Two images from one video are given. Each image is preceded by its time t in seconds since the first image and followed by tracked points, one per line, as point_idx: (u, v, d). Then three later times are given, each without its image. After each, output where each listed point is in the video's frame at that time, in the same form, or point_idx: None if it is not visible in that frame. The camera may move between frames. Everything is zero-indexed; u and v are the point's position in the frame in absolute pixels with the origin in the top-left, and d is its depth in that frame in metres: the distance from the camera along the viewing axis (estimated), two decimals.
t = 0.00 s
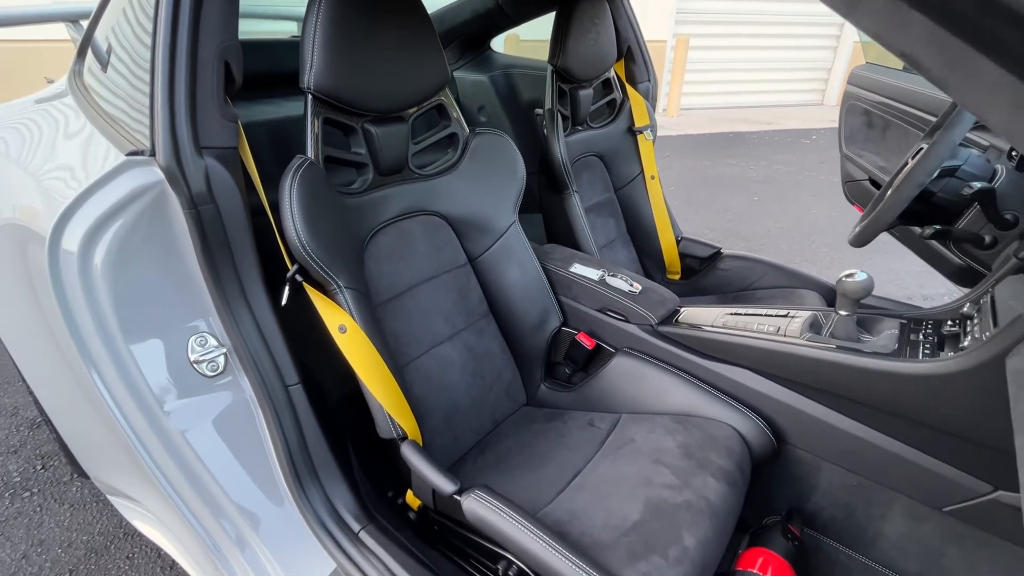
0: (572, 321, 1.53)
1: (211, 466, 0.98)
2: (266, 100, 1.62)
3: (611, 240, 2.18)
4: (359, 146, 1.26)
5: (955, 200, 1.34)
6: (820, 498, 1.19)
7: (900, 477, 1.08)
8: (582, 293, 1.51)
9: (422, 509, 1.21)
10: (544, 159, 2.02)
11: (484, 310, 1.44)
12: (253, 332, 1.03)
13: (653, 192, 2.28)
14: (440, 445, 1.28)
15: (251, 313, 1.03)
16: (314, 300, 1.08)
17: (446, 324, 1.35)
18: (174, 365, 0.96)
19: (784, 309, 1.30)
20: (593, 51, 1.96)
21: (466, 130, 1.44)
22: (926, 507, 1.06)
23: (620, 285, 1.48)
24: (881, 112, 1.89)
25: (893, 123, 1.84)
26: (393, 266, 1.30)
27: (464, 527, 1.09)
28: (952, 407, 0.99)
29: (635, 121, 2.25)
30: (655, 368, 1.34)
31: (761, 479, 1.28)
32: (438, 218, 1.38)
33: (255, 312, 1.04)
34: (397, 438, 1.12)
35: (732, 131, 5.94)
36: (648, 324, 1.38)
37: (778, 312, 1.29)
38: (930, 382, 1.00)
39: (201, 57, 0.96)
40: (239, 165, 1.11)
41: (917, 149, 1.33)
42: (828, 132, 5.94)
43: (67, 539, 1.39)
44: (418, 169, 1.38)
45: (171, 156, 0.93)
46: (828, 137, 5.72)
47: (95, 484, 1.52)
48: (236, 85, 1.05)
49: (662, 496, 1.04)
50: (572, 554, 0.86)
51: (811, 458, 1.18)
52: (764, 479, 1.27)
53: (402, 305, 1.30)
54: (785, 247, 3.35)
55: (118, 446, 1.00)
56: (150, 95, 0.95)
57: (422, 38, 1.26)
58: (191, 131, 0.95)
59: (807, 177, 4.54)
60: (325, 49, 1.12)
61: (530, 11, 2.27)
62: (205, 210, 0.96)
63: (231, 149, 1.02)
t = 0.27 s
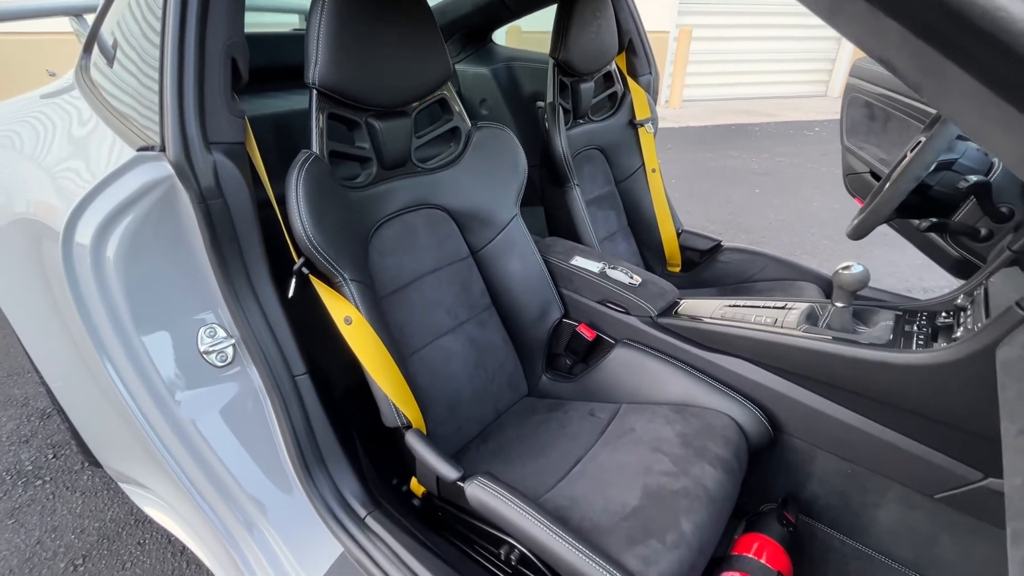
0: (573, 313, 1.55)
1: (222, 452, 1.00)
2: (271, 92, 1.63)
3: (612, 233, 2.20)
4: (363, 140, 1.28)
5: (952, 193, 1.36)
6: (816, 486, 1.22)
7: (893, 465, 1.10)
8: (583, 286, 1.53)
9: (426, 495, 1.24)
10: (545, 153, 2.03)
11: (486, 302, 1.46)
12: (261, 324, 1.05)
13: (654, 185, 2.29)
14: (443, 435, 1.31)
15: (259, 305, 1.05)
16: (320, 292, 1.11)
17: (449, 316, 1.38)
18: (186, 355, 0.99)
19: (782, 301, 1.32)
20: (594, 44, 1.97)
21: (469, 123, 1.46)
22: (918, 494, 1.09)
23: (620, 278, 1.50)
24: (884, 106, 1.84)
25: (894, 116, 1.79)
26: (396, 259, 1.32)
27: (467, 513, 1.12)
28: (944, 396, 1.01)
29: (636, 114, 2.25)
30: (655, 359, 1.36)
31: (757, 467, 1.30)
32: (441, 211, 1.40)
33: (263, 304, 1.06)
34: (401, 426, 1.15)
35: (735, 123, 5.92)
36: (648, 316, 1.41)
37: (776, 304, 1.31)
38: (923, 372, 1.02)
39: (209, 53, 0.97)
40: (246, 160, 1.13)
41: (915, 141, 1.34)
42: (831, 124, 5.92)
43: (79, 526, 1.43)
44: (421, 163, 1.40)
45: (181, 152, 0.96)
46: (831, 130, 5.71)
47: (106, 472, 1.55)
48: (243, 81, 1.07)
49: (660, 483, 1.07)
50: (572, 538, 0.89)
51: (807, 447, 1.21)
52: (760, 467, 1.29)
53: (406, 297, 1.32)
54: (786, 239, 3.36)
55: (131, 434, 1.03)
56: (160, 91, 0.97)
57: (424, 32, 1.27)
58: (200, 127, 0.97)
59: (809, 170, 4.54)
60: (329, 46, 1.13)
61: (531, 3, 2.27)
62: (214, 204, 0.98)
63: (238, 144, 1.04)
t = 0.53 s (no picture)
0: (575, 305, 1.57)
1: (233, 440, 1.03)
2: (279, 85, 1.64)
3: (614, 226, 2.22)
4: (368, 134, 1.30)
5: (952, 184, 1.39)
6: (813, 474, 1.24)
7: (890, 454, 1.12)
8: (585, 278, 1.55)
9: (431, 483, 1.27)
10: (548, 145, 2.04)
11: (490, 294, 1.48)
12: (270, 315, 1.07)
13: (656, 177, 2.30)
14: (448, 424, 1.33)
15: (268, 297, 1.07)
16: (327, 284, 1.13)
17: (453, 307, 1.40)
18: (197, 346, 1.01)
19: (781, 293, 1.33)
20: (597, 36, 1.97)
21: (472, 117, 1.47)
22: (913, 482, 1.11)
23: (622, 270, 1.51)
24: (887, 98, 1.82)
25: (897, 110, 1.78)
26: (401, 252, 1.34)
27: (472, 500, 1.15)
28: (940, 386, 1.03)
29: (638, 106, 2.26)
30: (656, 350, 1.38)
31: (756, 456, 1.32)
32: (445, 204, 1.42)
33: (272, 296, 1.08)
34: (407, 415, 1.17)
35: (738, 114, 5.91)
36: (649, 308, 1.42)
37: (775, 296, 1.33)
38: (920, 362, 1.04)
39: (217, 50, 0.99)
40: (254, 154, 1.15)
41: (915, 133, 1.34)
42: (834, 115, 5.90)
43: (93, 513, 1.46)
44: (425, 156, 1.42)
45: (192, 147, 0.97)
46: (834, 121, 5.70)
47: (117, 461, 1.58)
48: (250, 76, 1.08)
49: (660, 470, 1.09)
50: (575, 524, 0.91)
51: (805, 436, 1.23)
52: (760, 455, 1.31)
53: (411, 289, 1.34)
54: (788, 231, 3.37)
55: (145, 422, 1.06)
56: (170, 87, 0.98)
57: (428, 27, 1.27)
58: (210, 122, 0.99)
59: (811, 162, 4.54)
60: (334, 41, 1.14)
61: None
62: (223, 198, 1.00)
63: (246, 139, 1.06)
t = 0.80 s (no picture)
0: (577, 295, 1.59)
1: (243, 427, 1.06)
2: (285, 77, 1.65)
3: (615, 216, 2.23)
4: (371, 127, 1.31)
5: (950, 175, 1.38)
6: (811, 460, 1.26)
7: (886, 441, 1.14)
8: (586, 268, 1.56)
9: (436, 470, 1.29)
10: (550, 137, 2.05)
11: (492, 285, 1.50)
12: (278, 305, 1.09)
13: (658, 168, 2.31)
14: (451, 412, 1.35)
15: (275, 287, 1.09)
16: (333, 275, 1.15)
17: (456, 298, 1.42)
18: (206, 336, 1.04)
19: (780, 283, 1.35)
20: (599, 26, 1.96)
21: (474, 109, 1.49)
22: (909, 468, 1.13)
23: (623, 261, 1.53)
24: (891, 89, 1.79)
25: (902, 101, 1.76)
26: (405, 243, 1.36)
27: (476, 486, 1.17)
28: (936, 374, 1.05)
29: (640, 97, 2.27)
30: (656, 339, 1.40)
31: (755, 443, 1.35)
32: (448, 196, 1.43)
33: (279, 286, 1.10)
34: (412, 404, 1.19)
35: (741, 103, 5.88)
36: (651, 298, 1.44)
37: (774, 286, 1.34)
38: (917, 351, 1.06)
39: (223, 44, 1.00)
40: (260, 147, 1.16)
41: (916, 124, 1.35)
42: (838, 105, 5.88)
43: (105, 499, 1.49)
44: (428, 148, 1.43)
45: (199, 140, 0.99)
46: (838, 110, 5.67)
47: (127, 450, 1.61)
48: (255, 69, 1.10)
49: (660, 457, 1.11)
50: (577, 508, 0.93)
51: (803, 423, 1.25)
52: (758, 443, 1.34)
53: (415, 280, 1.36)
54: (790, 222, 3.38)
55: (156, 409, 1.09)
56: (177, 81, 1.00)
57: (431, 19, 1.28)
58: (216, 115, 1.00)
59: (814, 152, 4.53)
60: (338, 34, 1.15)
61: None
62: (231, 190, 1.02)
63: (253, 132, 1.07)
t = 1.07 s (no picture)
0: (579, 283, 1.60)
1: (249, 413, 1.08)
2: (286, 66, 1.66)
3: (617, 206, 2.23)
4: (373, 116, 1.31)
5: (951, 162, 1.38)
6: (809, 445, 1.28)
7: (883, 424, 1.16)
8: (588, 257, 1.57)
9: (440, 455, 1.31)
10: (551, 126, 2.05)
11: (494, 273, 1.51)
12: (283, 293, 1.10)
13: (659, 157, 2.31)
14: (454, 399, 1.37)
15: (280, 275, 1.11)
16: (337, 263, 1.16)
17: (458, 286, 1.43)
18: (213, 323, 1.05)
19: (781, 270, 1.36)
20: (600, 14, 1.95)
21: (476, 97, 1.49)
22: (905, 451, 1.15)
23: (624, 249, 1.54)
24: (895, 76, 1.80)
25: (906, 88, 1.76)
26: (408, 231, 1.37)
27: (479, 471, 1.19)
28: (933, 358, 1.06)
29: (642, 85, 2.27)
30: (657, 327, 1.42)
31: (754, 429, 1.36)
32: (450, 184, 1.44)
33: (284, 274, 1.11)
34: (415, 390, 1.21)
35: (744, 92, 5.85)
36: (651, 286, 1.45)
37: (774, 273, 1.35)
38: (914, 336, 1.07)
39: (226, 33, 1.01)
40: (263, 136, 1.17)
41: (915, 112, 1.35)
42: (842, 93, 5.84)
43: (115, 485, 1.52)
44: (430, 137, 1.44)
45: (205, 129, 1.00)
46: (842, 99, 5.64)
47: (136, 437, 1.63)
48: (258, 59, 1.10)
49: (660, 441, 1.13)
50: (577, 490, 0.95)
51: (802, 409, 1.27)
52: (758, 429, 1.35)
53: (418, 268, 1.37)
54: (792, 211, 3.37)
55: (165, 395, 1.11)
56: (181, 71, 1.01)
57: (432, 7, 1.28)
58: (221, 105, 1.01)
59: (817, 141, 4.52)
60: (340, 22, 1.15)
61: None
62: (236, 179, 1.03)
63: (256, 121, 1.08)
